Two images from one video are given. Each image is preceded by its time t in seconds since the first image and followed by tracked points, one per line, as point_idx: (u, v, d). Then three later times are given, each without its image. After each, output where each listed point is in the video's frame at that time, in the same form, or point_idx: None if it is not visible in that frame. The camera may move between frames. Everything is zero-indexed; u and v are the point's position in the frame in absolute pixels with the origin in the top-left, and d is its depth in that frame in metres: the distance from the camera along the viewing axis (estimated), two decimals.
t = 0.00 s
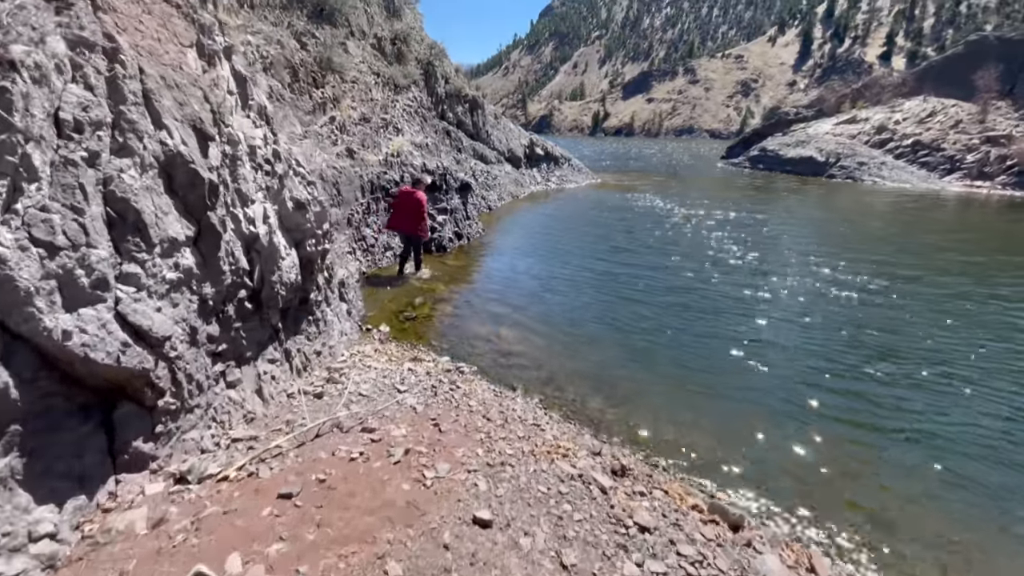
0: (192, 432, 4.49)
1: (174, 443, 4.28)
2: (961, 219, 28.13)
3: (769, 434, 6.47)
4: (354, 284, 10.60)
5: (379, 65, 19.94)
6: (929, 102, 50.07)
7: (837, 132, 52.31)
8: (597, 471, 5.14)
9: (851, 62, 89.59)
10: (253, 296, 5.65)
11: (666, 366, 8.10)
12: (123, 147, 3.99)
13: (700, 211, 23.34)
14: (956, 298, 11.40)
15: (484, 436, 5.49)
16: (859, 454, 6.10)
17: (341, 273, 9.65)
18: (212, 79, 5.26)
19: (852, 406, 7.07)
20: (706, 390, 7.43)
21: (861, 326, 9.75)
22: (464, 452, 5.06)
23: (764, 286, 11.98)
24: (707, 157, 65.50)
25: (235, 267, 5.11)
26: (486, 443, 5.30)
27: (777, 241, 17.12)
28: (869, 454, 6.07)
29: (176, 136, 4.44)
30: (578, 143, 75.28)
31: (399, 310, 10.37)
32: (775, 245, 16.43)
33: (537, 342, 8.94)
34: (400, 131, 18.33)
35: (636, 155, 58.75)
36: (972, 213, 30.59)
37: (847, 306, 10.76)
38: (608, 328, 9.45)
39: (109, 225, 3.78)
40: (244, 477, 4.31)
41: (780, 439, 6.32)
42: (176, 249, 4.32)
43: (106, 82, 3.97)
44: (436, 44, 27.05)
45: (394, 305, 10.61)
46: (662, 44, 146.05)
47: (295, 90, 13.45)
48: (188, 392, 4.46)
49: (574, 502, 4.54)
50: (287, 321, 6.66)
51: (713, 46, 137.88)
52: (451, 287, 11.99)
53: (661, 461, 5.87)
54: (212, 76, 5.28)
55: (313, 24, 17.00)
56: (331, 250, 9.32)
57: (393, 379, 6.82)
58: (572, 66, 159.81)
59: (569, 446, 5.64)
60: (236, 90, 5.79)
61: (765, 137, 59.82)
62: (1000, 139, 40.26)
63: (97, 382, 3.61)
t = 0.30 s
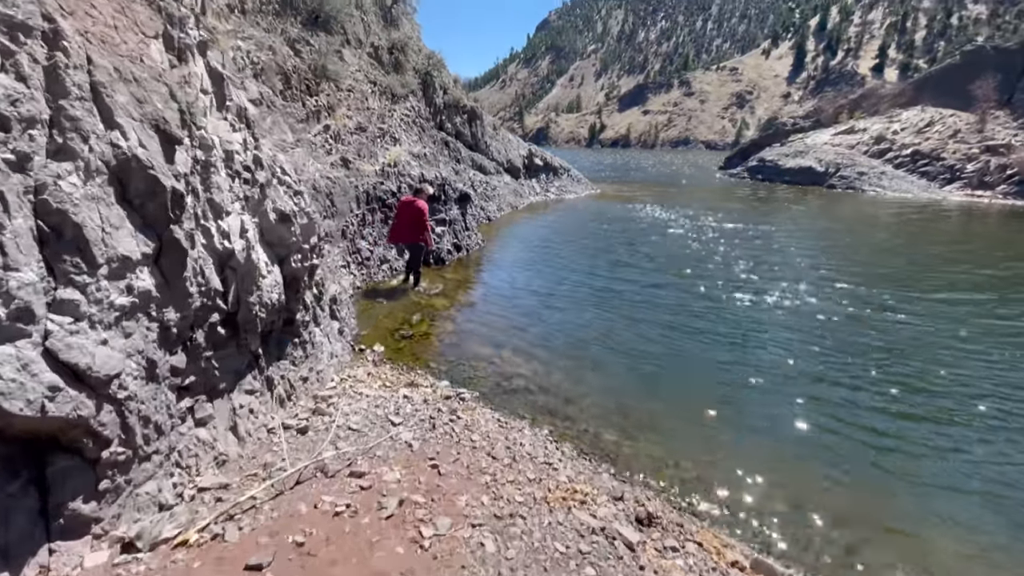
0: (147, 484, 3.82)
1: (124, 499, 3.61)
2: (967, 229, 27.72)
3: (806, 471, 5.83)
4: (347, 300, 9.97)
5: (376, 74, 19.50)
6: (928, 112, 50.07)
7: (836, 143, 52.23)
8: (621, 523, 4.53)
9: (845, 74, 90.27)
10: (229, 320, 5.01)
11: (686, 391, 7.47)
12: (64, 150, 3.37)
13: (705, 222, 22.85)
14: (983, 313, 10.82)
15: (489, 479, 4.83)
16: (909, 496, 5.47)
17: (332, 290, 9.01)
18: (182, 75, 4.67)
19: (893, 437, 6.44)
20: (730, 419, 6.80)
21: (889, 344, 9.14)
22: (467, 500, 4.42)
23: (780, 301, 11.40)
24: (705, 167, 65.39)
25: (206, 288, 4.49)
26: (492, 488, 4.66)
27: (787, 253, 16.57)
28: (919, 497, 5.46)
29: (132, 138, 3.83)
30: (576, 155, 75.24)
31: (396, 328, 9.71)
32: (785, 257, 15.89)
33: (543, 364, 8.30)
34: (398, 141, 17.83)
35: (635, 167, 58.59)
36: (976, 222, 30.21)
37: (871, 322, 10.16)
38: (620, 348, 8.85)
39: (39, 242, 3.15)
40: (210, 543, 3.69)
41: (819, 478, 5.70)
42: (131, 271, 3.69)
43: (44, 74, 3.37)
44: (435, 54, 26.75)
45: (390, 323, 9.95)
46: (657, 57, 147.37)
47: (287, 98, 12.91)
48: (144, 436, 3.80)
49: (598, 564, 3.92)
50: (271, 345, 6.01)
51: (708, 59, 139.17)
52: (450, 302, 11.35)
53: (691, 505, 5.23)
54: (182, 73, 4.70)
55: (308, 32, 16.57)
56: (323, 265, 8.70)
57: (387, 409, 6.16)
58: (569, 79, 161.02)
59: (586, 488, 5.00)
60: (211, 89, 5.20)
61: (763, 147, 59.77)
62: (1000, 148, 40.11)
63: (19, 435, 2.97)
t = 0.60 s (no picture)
0: (87, 543, 3.22)
1: (57, 565, 3.00)
2: (971, 234, 27.36)
3: (843, 506, 5.28)
4: (337, 314, 9.37)
5: (371, 79, 19.02)
6: (925, 119, 50.07)
7: (834, 149, 52.13)
8: None
9: (839, 82, 90.71)
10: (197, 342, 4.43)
11: (702, 413, 6.93)
12: None
13: (707, 230, 22.40)
14: (1006, 325, 10.32)
15: (492, 525, 4.29)
16: (959, 536, 4.93)
17: (319, 304, 8.41)
18: (144, 66, 4.14)
19: (933, 467, 5.90)
20: (755, 445, 6.25)
21: (914, 361, 8.60)
22: (468, 554, 3.92)
23: (793, 313, 10.88)
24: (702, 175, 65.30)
25: (167, 308, 3.91)
26: (496, 538, 4.14)
27: (794, 261, 16.09)
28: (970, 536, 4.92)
29: (76, 134, 3.27)
30: (573, 163, 75.09)
31: (389, 344, 9.08)
32: (792, 266, 15.39)
33: (548, 383, 7.73)
34: (392, 147, 17.31)
35: (632, 174, 58.37)
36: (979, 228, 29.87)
37: (892, 336, 9.62)
38: (629, 366, 8.31)
39: None
40: None
41: (858, 515, 5.14)
42: (68, 291, 3.11)
43: None
44: (431, 61, 26.37)
45: (384, 338, 9.33)
46: (652, 66, 148.14)
47: (277, 102, 12.38)
48: (84, 485, 3.20)
49: None
50: (249, 367, 5.43)
51: (703, 68, 140.14)
52: (447, 315, 10.75)
53: (722, 547, 4.68)
54: (145, 63, 4.16)
55: (300, 36, 16.10)
56: (309, 276, 8.13)
57: (378, 437, 5.58)
58: (565, 87, 161.74)
59: (603, 533, 4.49)
60: (180, 83, 4.67)
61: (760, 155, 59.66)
62: (999, 154, 39.99)
63: None
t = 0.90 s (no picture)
0: None
1: None
2: (972, 238, 27.11)
3: (876, 538, 4.78)
4: (324, 324, 8.81)
5: (364, 81, 18.54)
6: (921, 123, 50.08)
7: (830, 154, 52.04)
8: None
9: (832, 88, 91.16)
10: (151, 359, 3.90)
11: (717, 432, 6.42)
12: None
13: (707, 235, 22.02)
14: None
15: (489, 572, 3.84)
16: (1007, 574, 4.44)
17: (303, 312, 7.87)
18: (86, 46, 3.67)
19: (968, 493, 5.42)
20: (774, 467, 5.76)
21: (934, 375, 8.15)
22: None
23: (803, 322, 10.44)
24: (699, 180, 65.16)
25: (111, 321, 3.38)
26: None
27: (798, 267, 15.66)
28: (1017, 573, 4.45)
29: None
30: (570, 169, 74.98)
31: (380, 354, 8.53)
32: (797, 272, 14.96)
33: (549, 397, 7.20)
34: (386, 150, 16.81)
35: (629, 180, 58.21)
36: (977, 231, 29.66)
37: (908, 348, 9.16)
38: (637, 380, 7.80)
39: None
40: None
41: (894, 550, 4.64)
42: None
43: None
44: (426, 65, 25.97)
45: (374, 349, 8.77)
46: (648, 72, 148.83)
47: (264, 103, 11.87)
48: None
49: None
50: (218, 385, 4.89)
51: (697, 75, 140.94)
52: (441, 323, 10.21)
53: None
54: (88, 44, 3.70)
55: (290, 36, 15.62)
56: (293, 283, 7.60)
57: (363, 461, 5.05)
58: (560, 94, 162.22)
59: None
60: (135, 67, 4.18)
61: (756, 160, 59.58)
62: (995, 158, 39.90)
63: None
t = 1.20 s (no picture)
0: None
1: None
2: (973, 239, 26.82)
3: (914, 571, 4.33)
4: (312, 330, 8.31)
5: (358, 80, 18.06)
6: (919, 124, 49.98)
7: (828, 155, 51.85)
8: None
9: (827, 90, 91.35)
10: (98, 376, 3.41)
11: (733, 448, 5.96)
12: None
13: (708, 237, 21.59)
14: None
15: None
16: None
17: (289, 318, 7.37)
18: (22, 17, 3.21)
19: (1008, 520, 4.97)
20: (796, 487, 5.30)
21: (959, 386, 7.69)
22: None
23: (815, 328, 9.98)
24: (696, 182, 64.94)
25: (44, 334, 2.90)
26: None
27: (804, 269, 15.24)
28: None
29: None
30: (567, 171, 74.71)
31: (372, 362, 8.01)
32: (803, 275, 14.52)
33: (552, 409, 6.72)
34: (380, 150, 16.32)
35: (627, 182, 57.92)
36: (976, 233, 29.40)
37: (928, 357, 8.71)
38: (645, 391, 7.33)
39: None
40: None
41: None
42: None
43: None
44: (422, 64, 25.54)
45: (366, 356, 8.25)
46: (644, 75, 149.07)
47: (251, 99, 11.34)
48: None
49: None
50: (187, 402, 4.40)
51: (694, 78, 141.26)
52: (436, 328, 9.72)
53: None
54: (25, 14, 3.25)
55: (281, 32, 15.15)
56: (277, 287, 7.11)
57: (350, 484, 4.56)
58: (557, 97, 162.30)
59: None
60: (83, 45, 3.73)
61: (754, 162, 59.36)
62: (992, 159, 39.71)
63: None
